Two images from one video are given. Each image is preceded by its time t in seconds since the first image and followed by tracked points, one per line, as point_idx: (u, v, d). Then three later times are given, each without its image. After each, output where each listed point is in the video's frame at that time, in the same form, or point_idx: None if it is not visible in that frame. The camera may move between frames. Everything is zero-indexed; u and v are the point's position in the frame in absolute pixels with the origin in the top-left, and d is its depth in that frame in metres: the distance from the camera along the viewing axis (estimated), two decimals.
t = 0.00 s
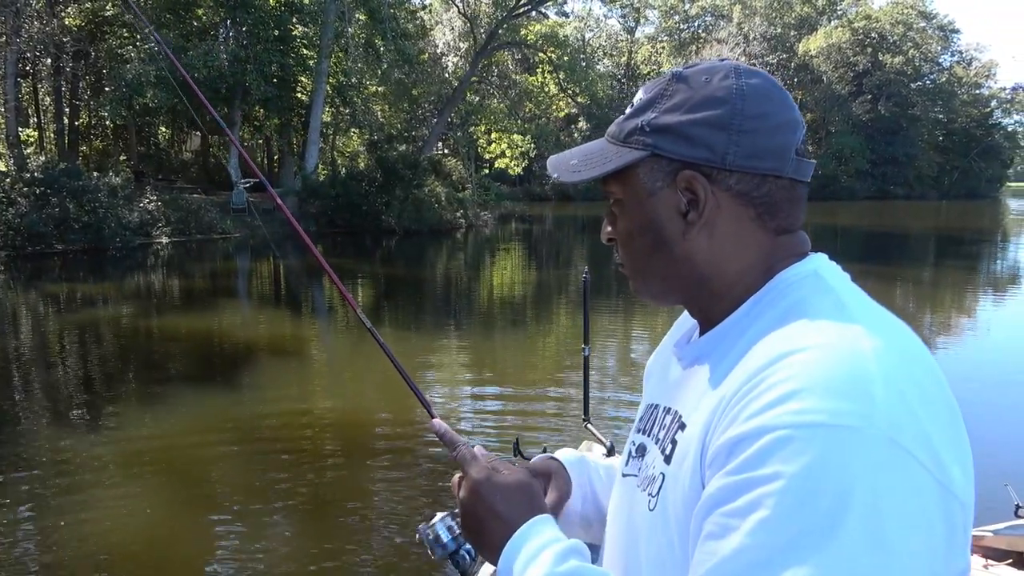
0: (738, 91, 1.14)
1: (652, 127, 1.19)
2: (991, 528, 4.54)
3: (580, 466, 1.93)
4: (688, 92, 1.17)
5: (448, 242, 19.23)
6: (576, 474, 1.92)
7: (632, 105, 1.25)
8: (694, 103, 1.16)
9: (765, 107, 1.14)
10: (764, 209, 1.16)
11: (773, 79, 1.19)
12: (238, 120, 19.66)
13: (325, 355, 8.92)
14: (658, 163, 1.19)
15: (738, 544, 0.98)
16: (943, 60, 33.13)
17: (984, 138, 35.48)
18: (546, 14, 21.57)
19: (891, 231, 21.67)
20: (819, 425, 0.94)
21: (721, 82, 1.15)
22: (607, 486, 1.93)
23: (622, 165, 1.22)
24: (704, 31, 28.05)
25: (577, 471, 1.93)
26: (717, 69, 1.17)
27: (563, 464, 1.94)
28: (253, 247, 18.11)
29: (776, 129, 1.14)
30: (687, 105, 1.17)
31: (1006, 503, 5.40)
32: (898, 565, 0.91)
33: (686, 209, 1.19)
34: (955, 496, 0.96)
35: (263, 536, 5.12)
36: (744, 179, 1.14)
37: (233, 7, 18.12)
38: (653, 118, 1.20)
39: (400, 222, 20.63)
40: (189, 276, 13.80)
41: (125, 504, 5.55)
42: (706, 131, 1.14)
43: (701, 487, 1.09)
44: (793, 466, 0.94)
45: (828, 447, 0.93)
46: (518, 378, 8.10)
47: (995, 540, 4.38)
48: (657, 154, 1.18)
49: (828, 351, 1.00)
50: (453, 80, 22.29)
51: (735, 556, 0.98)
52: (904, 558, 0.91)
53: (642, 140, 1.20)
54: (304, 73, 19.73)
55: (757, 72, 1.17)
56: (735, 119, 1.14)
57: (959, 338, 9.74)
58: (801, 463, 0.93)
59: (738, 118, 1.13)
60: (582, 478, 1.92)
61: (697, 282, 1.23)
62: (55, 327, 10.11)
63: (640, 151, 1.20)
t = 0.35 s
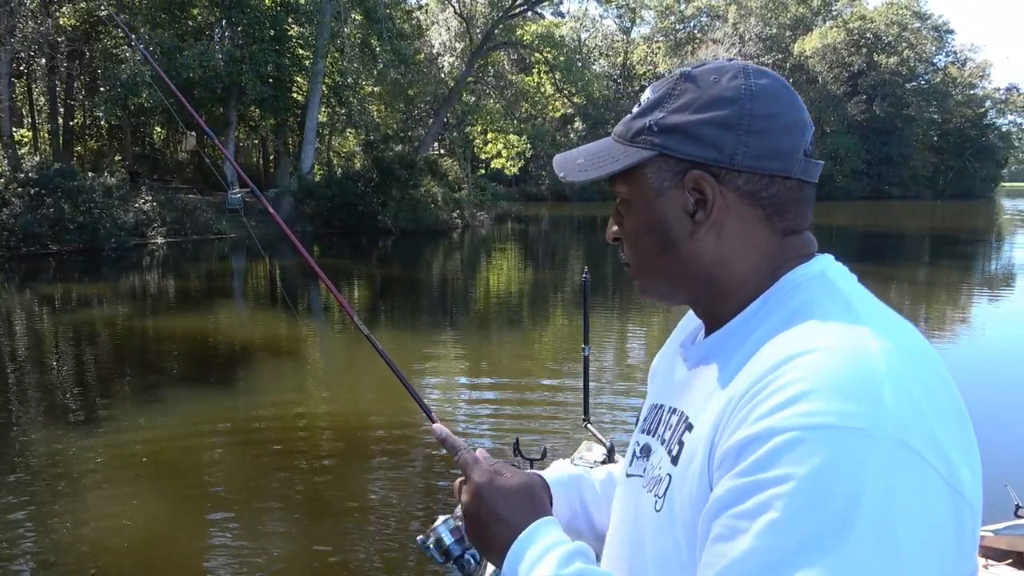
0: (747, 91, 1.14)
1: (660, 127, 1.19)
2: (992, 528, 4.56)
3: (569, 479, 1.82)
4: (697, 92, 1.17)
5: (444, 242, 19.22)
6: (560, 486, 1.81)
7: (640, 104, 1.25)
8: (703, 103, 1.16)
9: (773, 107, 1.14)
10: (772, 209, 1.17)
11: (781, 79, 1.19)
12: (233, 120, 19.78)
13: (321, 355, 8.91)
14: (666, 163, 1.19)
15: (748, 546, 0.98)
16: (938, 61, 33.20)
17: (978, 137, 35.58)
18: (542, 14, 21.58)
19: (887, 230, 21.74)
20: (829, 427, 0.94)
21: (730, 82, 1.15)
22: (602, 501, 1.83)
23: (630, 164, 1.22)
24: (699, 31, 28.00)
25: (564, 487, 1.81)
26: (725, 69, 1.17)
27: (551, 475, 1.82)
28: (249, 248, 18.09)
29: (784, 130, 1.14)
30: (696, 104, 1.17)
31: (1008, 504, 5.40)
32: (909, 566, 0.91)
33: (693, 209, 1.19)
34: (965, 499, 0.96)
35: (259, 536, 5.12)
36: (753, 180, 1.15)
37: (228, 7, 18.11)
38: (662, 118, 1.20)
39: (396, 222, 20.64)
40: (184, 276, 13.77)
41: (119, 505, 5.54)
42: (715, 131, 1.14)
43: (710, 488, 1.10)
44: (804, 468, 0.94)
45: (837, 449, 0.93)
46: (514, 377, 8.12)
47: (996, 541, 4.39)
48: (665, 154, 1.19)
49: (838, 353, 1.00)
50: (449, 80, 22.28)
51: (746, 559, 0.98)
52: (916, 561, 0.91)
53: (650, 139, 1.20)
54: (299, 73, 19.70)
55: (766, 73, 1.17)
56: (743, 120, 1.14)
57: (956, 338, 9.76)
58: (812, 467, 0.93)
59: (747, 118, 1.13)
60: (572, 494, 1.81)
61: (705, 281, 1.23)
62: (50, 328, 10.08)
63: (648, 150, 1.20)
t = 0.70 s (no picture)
0: (750, 91, 1.15)
1: (663, 127, 1.19)
2: (992, 528, 4.57)
3: (588, 471, 1.88)
4: (700, 92, 1.17)
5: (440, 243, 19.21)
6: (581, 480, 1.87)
7: (643, 104, 1.25)
8: (706, 103, 1.16)
9: (778, 106, 1.14)
10: (775, 209, 1.17)
11: (784, 79, 1.20)
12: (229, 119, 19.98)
13: (317, 355, 8.92)
14: (670, 162, 1.19)
15: (751, 546, 0.98)
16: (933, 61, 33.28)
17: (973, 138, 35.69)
18: (538, 14, 21.56)
19: (882, 230, 21.81)
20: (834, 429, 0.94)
21: (734, 82, 1.16)
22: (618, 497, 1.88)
23: (634, 163, 1.22)
24: (695, 31, 28.21)
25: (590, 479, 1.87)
26: (729, 68, 1.17)
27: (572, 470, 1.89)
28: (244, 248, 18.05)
29: (788, 130, 1.14)
30: (700, 104, 1.17)
31: (1008, 504, 5.41)
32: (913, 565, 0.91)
33: (697, 210, 1.19)
34: (970, 499, 0.96)
35: (255, 537, 5.12)
36: (756, 180, 1.15)
37: (224, 7, 18.04)
38: (665, 118, 1.20)
39: (392, 222, 20.63)
40: (179, 277, 13.73)
41: (115, 505, 5.53)
42: (719, 132, 1.14)
43: (713, 487, 1.10)
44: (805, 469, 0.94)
45: (842, 449, 0.93)
46: (511, 377, 8.12)
47: (996, 541, 4.41)
48: (669, 154, 1.19)
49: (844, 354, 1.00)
50: (445, 80, 22.26)
51: (749, 558, 0.98)
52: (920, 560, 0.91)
53: (654, 140, 1.20)
54: (295, 73, 19.65)
55: (771, 72, 1.18)
56: (748, 119, 1.14)
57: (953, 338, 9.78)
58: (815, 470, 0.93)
59: (751, 118, 1.14)
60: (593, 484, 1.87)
61: (707, 281, 1.23)
62: (45, 329, 10.03)
63: (652, 149, 1.20)
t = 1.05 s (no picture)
0: (763, 100, 1.14)
1: (675, 134, 1.20)
2: (992, 528, 4.59)
3: (590, 501, 1.78)
4: (712, 100, 1.17)
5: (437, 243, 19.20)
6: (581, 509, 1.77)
7: (655, 109, 1.26)
8: (717, 111, 1.16)
9: (790, 115, 1.15)
10: (786, 219, 1.17)
11: (803, 89, 1.20)
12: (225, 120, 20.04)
13: (313, 355, 8.94)
14: (680, 169, 1.19)
15: (720, 544, 0.99)
16: (928, 61, 33.36)
17: (968, 138, 35.83)
18: (535, 14, 21.54)
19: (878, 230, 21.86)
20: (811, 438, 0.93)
21: (747, 89, 1.15)
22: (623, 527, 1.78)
23: (644, 171, 1.22)
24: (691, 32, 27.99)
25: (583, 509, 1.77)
26: (743, 77, 1.17)
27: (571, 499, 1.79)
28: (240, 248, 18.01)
29: (800, 139, 1.14)
30: (711, 112, 1.17)
31: (1008, 504, 5.42)
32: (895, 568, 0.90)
33: (705, 219, 1.19)
34: (948, 516, 0.94)
35: (251, 537, 5.12)
36: (766, 191, 1.15)
37: (219, 7, 18.01)
38: (677, 126, 1.20)
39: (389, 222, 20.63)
40: (175, 277, 13.69)
41: (111, 505, 5.53)
42: (729, 141, 1.14)
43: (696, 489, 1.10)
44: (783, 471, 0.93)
45: (821, 456, 0.92)
46: (506, 377, 8.14)
47: (995, 541, 4.43)
48: (680, 162, 1.19)
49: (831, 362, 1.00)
50: (441, 80, 22.25)
51: (719, 556, 0.99)
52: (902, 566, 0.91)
53: (664, 147, 1.20)
54: (291, 73, 19.63)
55: (786, 82, 1.18)
56: (760, 130, 1.14)
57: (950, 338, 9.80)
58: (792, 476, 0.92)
59: (763, 127, 1.13)
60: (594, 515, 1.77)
61: (714, 290, 1.24)
62: (41, 330, 9.99)
63: (664, 157, 1.20)
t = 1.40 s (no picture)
0: (830, 94, 1.04)
1: (728, 129, 1.06)
2: (992, 528, 4.60)
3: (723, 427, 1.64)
4: (774, 91, 1.04)
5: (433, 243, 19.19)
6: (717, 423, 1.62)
7: (698, 96, 1.12)
8: (780, 104, 1.04)
9: (859, 110, 1.05)
10: (848, 224, 1.08)
11: (862, 76, 1.10)
12: (221, 120, 20.02)
13: (309, 355, 8.94)
14: (732, 170, 1.07)
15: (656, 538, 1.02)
16: (922, 63, 33.57)
17: (963, 139, 35.97)
18: (531, 15, 21.57)
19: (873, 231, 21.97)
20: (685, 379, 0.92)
21: (813, 80, 1.04)
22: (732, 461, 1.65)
23: (692, 170, 1.09)
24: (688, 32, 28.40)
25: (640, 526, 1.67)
26: (807, 64, 1.06)
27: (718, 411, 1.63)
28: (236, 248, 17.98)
29: (870, 140, 1.05)
30: (773, 104, 1.04)
31: (1007, 505, 5.43)
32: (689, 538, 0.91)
33: (760, 223, 1.09)
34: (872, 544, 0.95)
35: (246, 540, 5.09)
36: (829, 194, 1.06)
37: (216, 7, 18.00)
38: (730, 117, 1.06)
39: (386, 223, 20.66)
40: (170, 278, 13.66)
41: (105, 507, 5.49)
42: (792, 139, 1.03)
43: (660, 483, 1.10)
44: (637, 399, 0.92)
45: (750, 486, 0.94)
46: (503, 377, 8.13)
47: (995, 541, 4.44)
48: (731, 161, 1.07)
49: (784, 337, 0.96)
50: (438, 81, 22.28)
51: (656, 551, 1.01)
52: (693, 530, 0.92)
53: (714, 142, 1.07)
54: (287, 73, 19.59)
55: (850, 72, 1.08)
56: (827, 129, 1.03)
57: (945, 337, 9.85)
58: (636, 405, 0.91)
59: (831, 126, 1.03)
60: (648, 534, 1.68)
61: (757, 298, 1.14)
62: (35, 331, 9.93)
63: (713, 155, 1.07)
